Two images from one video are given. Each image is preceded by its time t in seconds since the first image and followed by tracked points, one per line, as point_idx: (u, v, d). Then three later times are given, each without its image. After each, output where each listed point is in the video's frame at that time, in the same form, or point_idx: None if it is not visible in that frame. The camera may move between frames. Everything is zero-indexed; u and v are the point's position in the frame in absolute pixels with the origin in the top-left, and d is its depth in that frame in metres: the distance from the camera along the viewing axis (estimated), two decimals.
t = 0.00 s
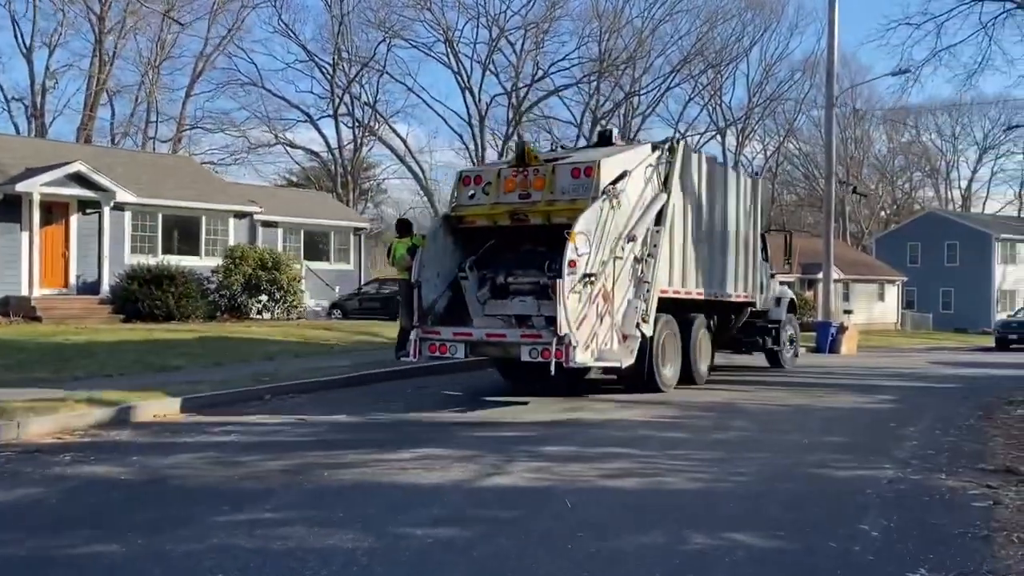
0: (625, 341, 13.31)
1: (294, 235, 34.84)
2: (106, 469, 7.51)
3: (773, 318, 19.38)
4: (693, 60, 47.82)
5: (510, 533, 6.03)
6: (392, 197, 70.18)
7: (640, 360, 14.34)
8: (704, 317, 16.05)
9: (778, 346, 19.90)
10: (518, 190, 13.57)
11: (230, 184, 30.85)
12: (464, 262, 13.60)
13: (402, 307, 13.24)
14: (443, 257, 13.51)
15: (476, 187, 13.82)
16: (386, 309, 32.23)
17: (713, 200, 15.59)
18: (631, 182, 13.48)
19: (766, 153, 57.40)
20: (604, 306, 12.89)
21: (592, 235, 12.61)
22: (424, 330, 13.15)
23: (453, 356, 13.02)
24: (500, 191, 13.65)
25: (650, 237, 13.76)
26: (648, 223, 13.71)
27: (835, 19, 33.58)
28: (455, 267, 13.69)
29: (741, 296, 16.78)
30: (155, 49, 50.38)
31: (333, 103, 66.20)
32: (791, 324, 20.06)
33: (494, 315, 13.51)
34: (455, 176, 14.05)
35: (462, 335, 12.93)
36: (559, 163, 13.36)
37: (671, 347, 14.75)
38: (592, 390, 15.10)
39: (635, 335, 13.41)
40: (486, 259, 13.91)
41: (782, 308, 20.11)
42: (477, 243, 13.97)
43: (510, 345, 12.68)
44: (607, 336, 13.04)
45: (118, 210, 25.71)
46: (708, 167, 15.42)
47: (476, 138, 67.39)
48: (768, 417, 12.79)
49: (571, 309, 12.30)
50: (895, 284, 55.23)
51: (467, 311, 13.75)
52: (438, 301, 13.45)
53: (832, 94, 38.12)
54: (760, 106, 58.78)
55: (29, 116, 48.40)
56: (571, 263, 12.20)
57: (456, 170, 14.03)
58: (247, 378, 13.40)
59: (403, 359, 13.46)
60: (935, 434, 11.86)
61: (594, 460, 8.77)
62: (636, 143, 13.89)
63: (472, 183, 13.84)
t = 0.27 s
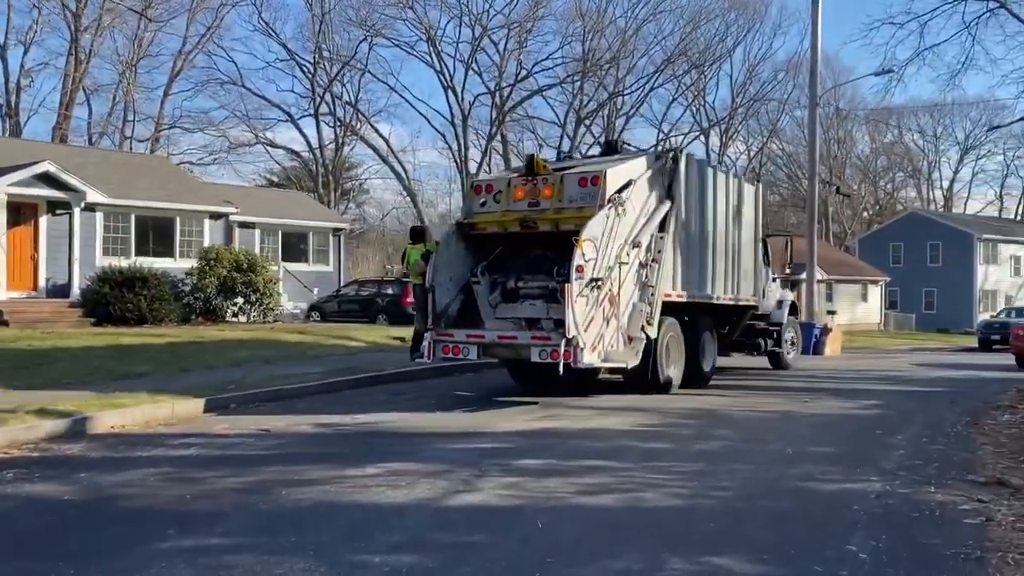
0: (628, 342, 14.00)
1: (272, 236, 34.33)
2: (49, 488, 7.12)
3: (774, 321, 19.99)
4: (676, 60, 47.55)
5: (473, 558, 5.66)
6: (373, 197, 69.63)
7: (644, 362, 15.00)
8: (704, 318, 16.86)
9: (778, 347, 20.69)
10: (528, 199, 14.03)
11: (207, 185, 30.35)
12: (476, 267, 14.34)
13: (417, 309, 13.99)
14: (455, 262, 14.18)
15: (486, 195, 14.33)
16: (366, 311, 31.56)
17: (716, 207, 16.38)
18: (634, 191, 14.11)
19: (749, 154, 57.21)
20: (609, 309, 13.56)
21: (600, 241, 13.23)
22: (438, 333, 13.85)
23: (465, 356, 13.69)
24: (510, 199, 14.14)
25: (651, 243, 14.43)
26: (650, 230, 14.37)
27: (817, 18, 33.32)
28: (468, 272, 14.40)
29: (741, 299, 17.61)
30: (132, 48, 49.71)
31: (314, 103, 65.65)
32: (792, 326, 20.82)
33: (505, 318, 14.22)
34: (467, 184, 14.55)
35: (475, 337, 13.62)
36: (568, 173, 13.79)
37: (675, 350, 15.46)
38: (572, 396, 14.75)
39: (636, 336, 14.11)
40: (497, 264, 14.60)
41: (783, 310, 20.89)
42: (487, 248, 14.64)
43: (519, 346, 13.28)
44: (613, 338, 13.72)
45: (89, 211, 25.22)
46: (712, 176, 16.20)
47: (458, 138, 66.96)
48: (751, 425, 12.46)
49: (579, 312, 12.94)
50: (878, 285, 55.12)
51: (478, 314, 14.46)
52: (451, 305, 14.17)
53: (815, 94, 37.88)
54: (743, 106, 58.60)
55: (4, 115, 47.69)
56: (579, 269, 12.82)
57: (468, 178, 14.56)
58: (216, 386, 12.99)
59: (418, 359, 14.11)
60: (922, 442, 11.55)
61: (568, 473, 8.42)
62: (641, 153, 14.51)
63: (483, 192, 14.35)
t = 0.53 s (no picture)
0: (632, 341, 14.42)
1: (249, 237, 33.85)
2: None
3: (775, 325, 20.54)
4: (659, 60, 47.31)
5: None
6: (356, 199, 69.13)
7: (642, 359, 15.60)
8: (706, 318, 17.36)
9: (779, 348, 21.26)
10: (536, 203, 14.32)
11: (184, 185, 29.89)
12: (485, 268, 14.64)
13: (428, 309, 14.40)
14: (464, 263, 14.55)
15: (496, 200, 14.64)
16: (345, 313, 30.99)
17: (720, 210, 16.83)
18: (639, 195, 14.50)
19: (733, 155, 57.02)
20: (613, 308, 13.98)
21: (606, 243, 13.65)
22: (449, 331, 14.25)
23: (475, 354, 14.06)
24: (518, 203, 14.45)
25: (655, 246, 14.84)
26: (653, 233, 14.78)
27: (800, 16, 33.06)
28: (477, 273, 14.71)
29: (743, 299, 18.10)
30: (111, 46, 49.11)
31: (296, 103, 65.17)
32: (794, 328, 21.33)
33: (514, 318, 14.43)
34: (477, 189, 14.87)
35: (484, 335, 14.02)
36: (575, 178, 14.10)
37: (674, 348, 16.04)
38: (550, 398, 14.38)
39: (640, 335, 14.54)
40: (507, 264, 14.83)
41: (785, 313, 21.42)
42: (497, 249, 14.88)
43: (526, 343, 13.71)
44: (618, 336, 14.15)
45: (60, 211, 24.74)
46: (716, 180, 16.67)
47: (441, 138, 66.61)
48: (732, 428, 12.11)
49: (585, 311, 13.37)
50: (862, 285, 55.05)
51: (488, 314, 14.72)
52: (461, 305, 14.52)
53: (799, 95, 37.69)
54: (727, 107, 58.45)
55: None
56: (585, 270, 13.24)
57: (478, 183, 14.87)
58: (182, 388, 12.58)
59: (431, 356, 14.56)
60: (907, 446, 11.23)
61: (541, 481, 8.05)
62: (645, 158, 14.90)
63: (492, 197, 14.66)
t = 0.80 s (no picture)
0: (638, 345, 14.93)
1: (228, 238, 33.47)
2: None
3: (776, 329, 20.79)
4: (645, 63, 47.07)
5: None
6: (340, 200, 68.58)
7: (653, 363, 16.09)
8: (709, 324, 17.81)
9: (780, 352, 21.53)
10: (543, 213, 15.00)
11: (160, 187, 29.39)
12: (495, 276, 15.39)
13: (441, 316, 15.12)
14: (475, 271, 15.27)
15: (506, 209, 15.33)
16: (325, 317, 30.60)
17: (720, 217, 17.20)
18: (644, 205, 14.99)
19: (718, 156, 56.76)
20: (619, 314, 14.50)
21: (610, 251, 14.19)
22: (461, 336, 14.94)
23: (486, 358, 14.80)
24: (527, 213, 15.14)
25: (661, 253, 15.31)
26: (659, 240, 15.26)
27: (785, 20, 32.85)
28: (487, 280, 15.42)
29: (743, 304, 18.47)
30: (90, 45, 48.47)
31: (279, 105, 64.66)
32: (795, 332, 21.56)
33: (523, 323, 15.33)
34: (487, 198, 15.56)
35: (494, 340, 14.72)
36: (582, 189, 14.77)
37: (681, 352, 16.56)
38: (528, 406, 14.05)
39: (645, 339, 15.04)
40: (516, 272, 15.55)
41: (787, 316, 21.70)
42: (506, 257, 15.62)
43: (535, 349, 14.36)
44: (624, 341, 14.64)
45: (32, 214, 24.24)
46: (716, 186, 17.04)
47: (426, 141, 66.21)
48: (715, 438, 11.79)
49: (591, 317, 13.95)
50: (847, 288, 54.87)
51: (498, 319, 15.48)
52: (471, 311, 15.23)
53: (784, 97, 37.45)
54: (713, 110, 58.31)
55: None
56: (590, 278, 13.80)
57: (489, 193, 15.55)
58: (149, 397, 12.15)
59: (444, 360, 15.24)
60: (894, 457, 10.94)
61: (514, 499, 7.69)
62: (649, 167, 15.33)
63: (502, 206, 15.35)
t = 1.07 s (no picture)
0: (644, 344, 15.18)
1: (206, 238, 33.11)
2: None
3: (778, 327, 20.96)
4: (630, 63, 46.84)
5: None
6: (323, 202, 68.03)
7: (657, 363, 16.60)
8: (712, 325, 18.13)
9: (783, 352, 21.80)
10: (551, 217, 15.48)
11: (136, 187, 28.88)
12: (505, 277, 15.84)
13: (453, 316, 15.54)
14: (486, 272, 15.70)
15: (516, 214, 15.81)
16: (306, 318, 30.13)
17: (719, 220, 17.54)
18: (653, 208, 15.15)
19: (703, 158, 56.52)
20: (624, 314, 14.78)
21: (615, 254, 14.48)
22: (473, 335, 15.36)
23: (497, 357, 15.19)
24: (536, 217, 15.61)
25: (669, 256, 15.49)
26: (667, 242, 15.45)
27: (770, 20, 32.65)
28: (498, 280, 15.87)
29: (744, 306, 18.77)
30: (69, 44, 47.85)
31: (261, 105, 64.15)
32: (797, 332, 21.88)
33: (532, 323, 15.83)
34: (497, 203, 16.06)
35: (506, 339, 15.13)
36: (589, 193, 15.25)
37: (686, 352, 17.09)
38: (509, 409, 13.65)
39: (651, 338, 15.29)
40: (525, 274, 16.03)
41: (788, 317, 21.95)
42: (516, 259, 16.06)
43: (545, 348, 14.72)
44: (628, 341, 14.93)
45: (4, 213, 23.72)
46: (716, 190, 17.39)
47: (410, 142, 65.81)
48: (700, 442, 11.41)
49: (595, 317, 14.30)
50: (832, 289, 54.68)
51: (507, 319, 15.96)
52: (482, 311, 15.65)
53: (769, 97, 37.21)
54: (698, 111, 58.11)
55: None
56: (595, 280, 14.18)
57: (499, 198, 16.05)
58: (113, 401, 11.70)
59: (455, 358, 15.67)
60: (885, 461, 10.57)
61: (487, 508, 7.30)
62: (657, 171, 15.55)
63: (512, 210, 15.84)
